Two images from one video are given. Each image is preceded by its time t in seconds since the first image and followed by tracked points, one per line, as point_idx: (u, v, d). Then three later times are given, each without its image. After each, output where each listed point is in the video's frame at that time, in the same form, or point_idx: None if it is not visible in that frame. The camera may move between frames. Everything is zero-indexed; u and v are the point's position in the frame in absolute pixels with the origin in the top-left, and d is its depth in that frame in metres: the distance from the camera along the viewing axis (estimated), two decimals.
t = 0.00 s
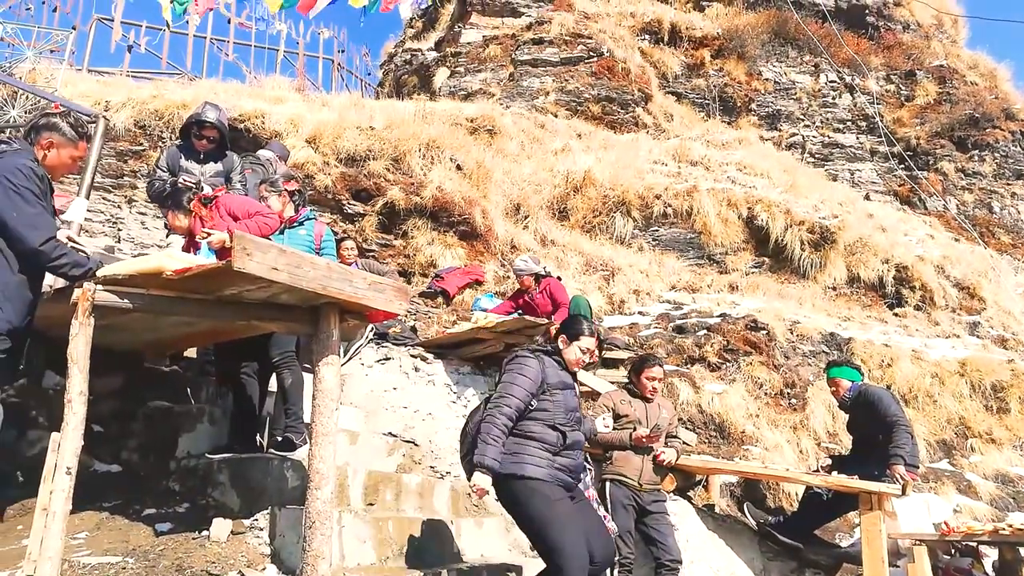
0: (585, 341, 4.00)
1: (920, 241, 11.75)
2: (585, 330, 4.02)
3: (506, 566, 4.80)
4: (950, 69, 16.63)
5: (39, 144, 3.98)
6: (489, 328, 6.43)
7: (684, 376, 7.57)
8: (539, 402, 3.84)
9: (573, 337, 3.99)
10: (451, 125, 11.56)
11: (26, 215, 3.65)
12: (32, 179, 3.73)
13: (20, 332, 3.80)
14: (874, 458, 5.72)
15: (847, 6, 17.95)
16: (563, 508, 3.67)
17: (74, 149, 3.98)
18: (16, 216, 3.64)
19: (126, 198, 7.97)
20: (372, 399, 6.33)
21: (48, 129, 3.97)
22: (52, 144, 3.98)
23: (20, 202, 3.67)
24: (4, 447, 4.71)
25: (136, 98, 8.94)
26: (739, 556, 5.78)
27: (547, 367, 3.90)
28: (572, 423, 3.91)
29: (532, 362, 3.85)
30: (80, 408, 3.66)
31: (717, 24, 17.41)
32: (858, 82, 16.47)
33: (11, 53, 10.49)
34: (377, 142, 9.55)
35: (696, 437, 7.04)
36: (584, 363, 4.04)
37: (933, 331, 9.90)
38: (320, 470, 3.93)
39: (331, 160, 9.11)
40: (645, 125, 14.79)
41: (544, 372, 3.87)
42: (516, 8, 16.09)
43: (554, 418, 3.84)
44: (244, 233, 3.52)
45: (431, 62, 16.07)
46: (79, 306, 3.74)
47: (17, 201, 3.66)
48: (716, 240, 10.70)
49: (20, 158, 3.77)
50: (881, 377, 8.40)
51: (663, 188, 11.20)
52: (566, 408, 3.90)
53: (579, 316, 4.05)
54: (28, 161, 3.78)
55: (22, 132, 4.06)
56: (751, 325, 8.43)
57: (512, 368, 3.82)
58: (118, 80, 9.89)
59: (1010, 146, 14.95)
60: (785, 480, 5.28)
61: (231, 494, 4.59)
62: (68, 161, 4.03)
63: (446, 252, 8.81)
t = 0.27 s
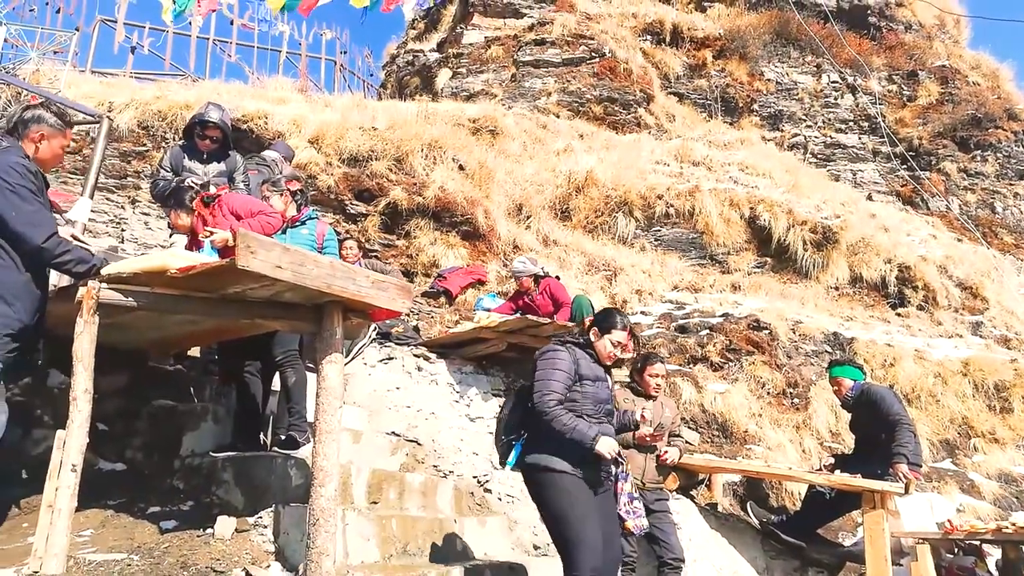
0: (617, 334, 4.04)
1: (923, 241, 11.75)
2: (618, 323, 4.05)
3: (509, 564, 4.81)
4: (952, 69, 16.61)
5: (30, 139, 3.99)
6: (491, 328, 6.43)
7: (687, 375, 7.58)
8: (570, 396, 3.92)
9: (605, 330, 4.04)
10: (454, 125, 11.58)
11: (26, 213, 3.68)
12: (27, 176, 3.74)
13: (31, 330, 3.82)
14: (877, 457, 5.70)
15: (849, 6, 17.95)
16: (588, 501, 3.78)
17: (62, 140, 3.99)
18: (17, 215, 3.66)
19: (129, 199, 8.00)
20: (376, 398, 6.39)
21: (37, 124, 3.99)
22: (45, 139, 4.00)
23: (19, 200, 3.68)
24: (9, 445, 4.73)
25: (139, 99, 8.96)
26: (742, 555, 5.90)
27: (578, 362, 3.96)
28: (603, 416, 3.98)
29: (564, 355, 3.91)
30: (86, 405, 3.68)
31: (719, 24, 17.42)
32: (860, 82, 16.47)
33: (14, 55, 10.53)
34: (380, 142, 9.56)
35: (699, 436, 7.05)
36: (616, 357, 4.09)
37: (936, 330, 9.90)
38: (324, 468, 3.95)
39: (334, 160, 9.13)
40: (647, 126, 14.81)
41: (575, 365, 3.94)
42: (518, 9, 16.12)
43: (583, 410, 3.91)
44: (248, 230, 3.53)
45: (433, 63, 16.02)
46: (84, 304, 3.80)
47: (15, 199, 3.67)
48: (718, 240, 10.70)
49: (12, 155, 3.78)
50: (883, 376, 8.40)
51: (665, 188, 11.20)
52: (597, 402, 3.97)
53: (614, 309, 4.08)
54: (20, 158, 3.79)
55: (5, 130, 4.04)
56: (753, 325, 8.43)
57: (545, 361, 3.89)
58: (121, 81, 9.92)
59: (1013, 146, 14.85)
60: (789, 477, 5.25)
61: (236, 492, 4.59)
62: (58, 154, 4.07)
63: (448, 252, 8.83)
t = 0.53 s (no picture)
0: (649, 332, 4.28)
1: (934, 240, 11.71)
2: (649, 322, 4.30)
3: (523, 562, 4.85)
4: (962, 66, 16.55)
5: (47, 139, 4.04)
6: (503, 327, 6.44)
7: (699, 374, 7.60)
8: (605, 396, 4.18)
9: (637, 329, 4.29)
10: (464, 126, 11.62)
11: (43, 211, 3.72)
12: (40, 175, 3.79)
13: (47, 328, 3.86)
14: (890, 456, 5.70)
15: (858, 4, 17.90)
16: (623, 496, 3.99)
17: (76, 139, 4.04)
18: (34, 213, 3.71)
19: (143, 201, 8.09)
20: (389, 397, 6.53)
21: (51, 123, 4.03)
22: (60, 138, 4.06)
23: (36, 198, 3.73)
24: (29, 444, 4.78)
25: (152, 101, 9.02)
26: (756, 553, 5.79)
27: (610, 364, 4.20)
28: (639, 415, 4.22)
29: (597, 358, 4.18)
30: (107, 404, 3.73)
31: (728, 23, 17.39)
32: (870, 80, 16.41)
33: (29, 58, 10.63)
34: (391, 143, 9.59)
35: (711, 435, 7.05)
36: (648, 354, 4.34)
37: (948, 329, 9.88)
38: (341, 465, 3.98)
39: (345, 161, 9.19)
40: (656, 125, 14.82)
41: (608, 367, 4.20)
42: (527, 9, 16.15)
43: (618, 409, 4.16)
44: (266, 231, 3.57)
45: (442, 64, 16.07)
46: (105, 304, 3.84)
47: (31, 199, 3.72)
48: (729, 238, 10.69)
49: (26, 156, 3.83)
50: (895, 375, 8.40)
51: (675, 187, 11.20)
52: (631, 401, 4.21)
53: (645, 308, 4.33)
54: (34, 158, 3.84)
55: (16, 131, 4.08)
56: (765, 323, 8.42)
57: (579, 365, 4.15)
58: (134, 83, 9.99)
59: None
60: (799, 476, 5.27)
61: (253, 490, 4.63)
62: (71, 152, 4.12)
63: (460, 252, 8.87)
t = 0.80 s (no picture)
0: (679, 338, 4.07)
1: (953, 237, 11.62)
2: (679, 328, 4.09)
3: (544, 561, 4.86)
4: (980, 62, 16.39)
5: (81, 144, 4.09)
6: (521, 327, 6.46)
7: (717, 373, 7.59)
8: (640, 407, 3.96)
9: (667, 336, 4.09)
10: (479, 126, 11.65)
11: (74, 212, 3.78)
12: (74, 177, 3.85)
13: (70, 328, 3.91)
14: (911, 454, 5.67)
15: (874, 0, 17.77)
16: (661, 514, 3.75)
17: (108, 144, 4.09)
18: (64, 214, 3.76)
19: (163, 204, 8.19)
20: (408, 397, 6.43)
21: (84, 128, 4.09)
22: (91, 143, 4.11)
23: (66, 199, 3.79)
24: (55, 445, 4.85)
25: (171, 106, 9.11)
26: (776, 552, 5.89)
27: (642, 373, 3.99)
28: (678, 424, 3.98)
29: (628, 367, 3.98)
30: (134, 404, 3.78)
31: (742, 21, 17.32)
32: (886, 77, 16.29)
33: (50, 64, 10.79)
34: (407, 145, 9.63)
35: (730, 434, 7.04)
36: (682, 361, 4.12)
37: (968, 327, 9.80)
38: (364, 465, 4.02)
39: (362, 163, 9.24)
40: (671, 124, 14.79)
41: (640, 375, 3.99)
42: (540, 10, 16.17)
43: (656, 419, 3.93)
44: (289, 232, 3.61)
45: (455, 65, 16.12)
46: (131, 306, 3.90)
47: (64, 200, 3.78)
48: (745, 237, 10.66)
49: (61, 157, 3.89)
50: (915, 373, 8.35)
51: (691, 186, 11.18)
52: (669, 410, 3.97)
53: (675, 314, 4.11)
54: (68, 160, 3.90)
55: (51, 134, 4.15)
56: (783, 322, 8.38)
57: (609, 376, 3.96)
58: (152, 88, 10.09)
59: None
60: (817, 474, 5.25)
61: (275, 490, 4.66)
62: (103, 158, 4.17)
63: (476, 253, 8.90)
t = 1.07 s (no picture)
0: (727, 370, 4.50)
1: (979, 232, 11.44)
2: (726, 360, 4.52)
3: (566, 562, 4.87)
4: (1006, 54, 16.11)
5: (114, 154, 4.15)
6: (541, 327, 6.43)
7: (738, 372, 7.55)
8: (687, 444, 4.48)
9: (714, 370, 4.53)
10: (497, 127, 11.66)
11: (105, 218, 3.85)
12: (106, 184, 3.93)
13: (97, 333, 3.96)
14: (938, 453, 5.57)
15: None
16: (707, 549, 4.26)
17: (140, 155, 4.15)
18: (96, 219, 3.84)
19: (186, 209, 8.31)
20: (428, 399, 6.50)
21: (116, 139, 4.15)
22: (124, 154, 4.17)
23: (99, 206, 3.87)
24: (84, 447, 4.93)
25: (193, 111, 9.21)
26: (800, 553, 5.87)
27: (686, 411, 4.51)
28: (723, 464, 4.44)
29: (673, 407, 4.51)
30: (160, 408, 3.84)
31: (761, 17, 17.16)
32: (909, 70, 16.07)
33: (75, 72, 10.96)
34: (426, 146, 9.65)
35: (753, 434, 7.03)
36: (732, 394, 4.56)
37: (995, 323, 9.66)
38: (387, 467, 4.05)
39: (381, 165, 9.29)
40: (690, 121, 14.72)
41: (682, 418, 4.51)
42: (557, 9, 16.15)
43: (701, 460, 4.43)
44: (311, 237, 3.65)
45: (473, 66, 16.16)
46: (158, 311, 3.99)
47: (95, 206, 3.85)
48: (767, 234, 10.58)
49: (94, 165, 3.98)
50: (941, 371, 8.24)
51: (711, 184, 11.11)
52: (714, 447, 4.45)
53: (722, 347, 4.57)
54: (101, 168, 3.98)
55: (87, 144, 4.24)
56: (806, 320, 8.30)
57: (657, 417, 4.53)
58: (175, 94, 10.21)
59: None
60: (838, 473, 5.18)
61: (300, 491, 4.72)
62: (134, 169, 4.23)
63: (495, 254, 8.93)
